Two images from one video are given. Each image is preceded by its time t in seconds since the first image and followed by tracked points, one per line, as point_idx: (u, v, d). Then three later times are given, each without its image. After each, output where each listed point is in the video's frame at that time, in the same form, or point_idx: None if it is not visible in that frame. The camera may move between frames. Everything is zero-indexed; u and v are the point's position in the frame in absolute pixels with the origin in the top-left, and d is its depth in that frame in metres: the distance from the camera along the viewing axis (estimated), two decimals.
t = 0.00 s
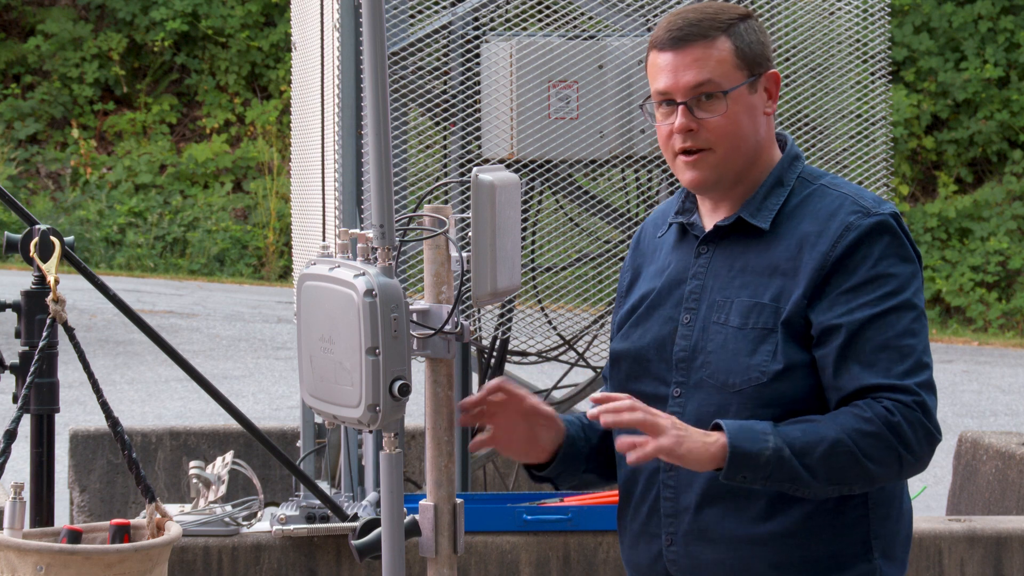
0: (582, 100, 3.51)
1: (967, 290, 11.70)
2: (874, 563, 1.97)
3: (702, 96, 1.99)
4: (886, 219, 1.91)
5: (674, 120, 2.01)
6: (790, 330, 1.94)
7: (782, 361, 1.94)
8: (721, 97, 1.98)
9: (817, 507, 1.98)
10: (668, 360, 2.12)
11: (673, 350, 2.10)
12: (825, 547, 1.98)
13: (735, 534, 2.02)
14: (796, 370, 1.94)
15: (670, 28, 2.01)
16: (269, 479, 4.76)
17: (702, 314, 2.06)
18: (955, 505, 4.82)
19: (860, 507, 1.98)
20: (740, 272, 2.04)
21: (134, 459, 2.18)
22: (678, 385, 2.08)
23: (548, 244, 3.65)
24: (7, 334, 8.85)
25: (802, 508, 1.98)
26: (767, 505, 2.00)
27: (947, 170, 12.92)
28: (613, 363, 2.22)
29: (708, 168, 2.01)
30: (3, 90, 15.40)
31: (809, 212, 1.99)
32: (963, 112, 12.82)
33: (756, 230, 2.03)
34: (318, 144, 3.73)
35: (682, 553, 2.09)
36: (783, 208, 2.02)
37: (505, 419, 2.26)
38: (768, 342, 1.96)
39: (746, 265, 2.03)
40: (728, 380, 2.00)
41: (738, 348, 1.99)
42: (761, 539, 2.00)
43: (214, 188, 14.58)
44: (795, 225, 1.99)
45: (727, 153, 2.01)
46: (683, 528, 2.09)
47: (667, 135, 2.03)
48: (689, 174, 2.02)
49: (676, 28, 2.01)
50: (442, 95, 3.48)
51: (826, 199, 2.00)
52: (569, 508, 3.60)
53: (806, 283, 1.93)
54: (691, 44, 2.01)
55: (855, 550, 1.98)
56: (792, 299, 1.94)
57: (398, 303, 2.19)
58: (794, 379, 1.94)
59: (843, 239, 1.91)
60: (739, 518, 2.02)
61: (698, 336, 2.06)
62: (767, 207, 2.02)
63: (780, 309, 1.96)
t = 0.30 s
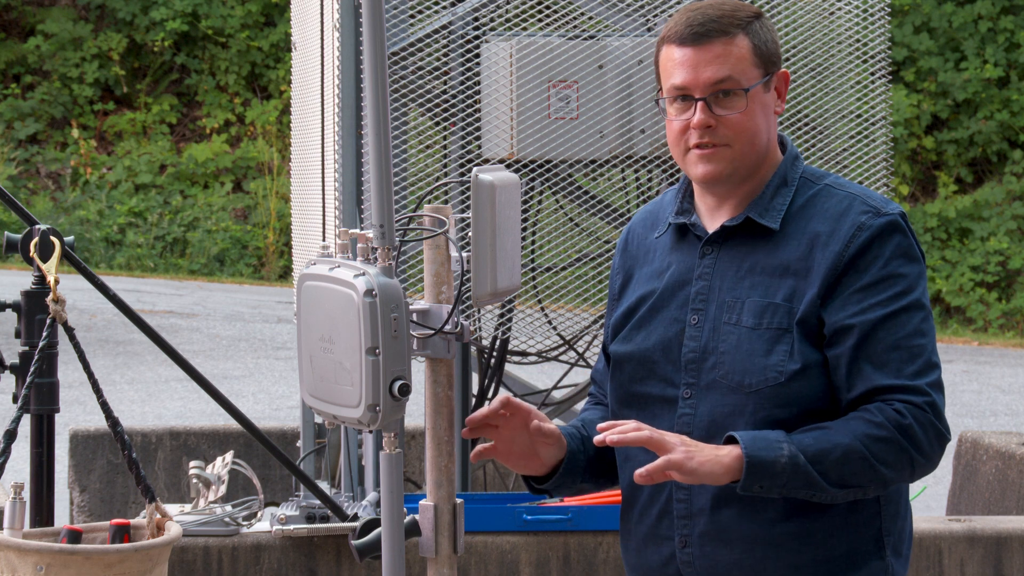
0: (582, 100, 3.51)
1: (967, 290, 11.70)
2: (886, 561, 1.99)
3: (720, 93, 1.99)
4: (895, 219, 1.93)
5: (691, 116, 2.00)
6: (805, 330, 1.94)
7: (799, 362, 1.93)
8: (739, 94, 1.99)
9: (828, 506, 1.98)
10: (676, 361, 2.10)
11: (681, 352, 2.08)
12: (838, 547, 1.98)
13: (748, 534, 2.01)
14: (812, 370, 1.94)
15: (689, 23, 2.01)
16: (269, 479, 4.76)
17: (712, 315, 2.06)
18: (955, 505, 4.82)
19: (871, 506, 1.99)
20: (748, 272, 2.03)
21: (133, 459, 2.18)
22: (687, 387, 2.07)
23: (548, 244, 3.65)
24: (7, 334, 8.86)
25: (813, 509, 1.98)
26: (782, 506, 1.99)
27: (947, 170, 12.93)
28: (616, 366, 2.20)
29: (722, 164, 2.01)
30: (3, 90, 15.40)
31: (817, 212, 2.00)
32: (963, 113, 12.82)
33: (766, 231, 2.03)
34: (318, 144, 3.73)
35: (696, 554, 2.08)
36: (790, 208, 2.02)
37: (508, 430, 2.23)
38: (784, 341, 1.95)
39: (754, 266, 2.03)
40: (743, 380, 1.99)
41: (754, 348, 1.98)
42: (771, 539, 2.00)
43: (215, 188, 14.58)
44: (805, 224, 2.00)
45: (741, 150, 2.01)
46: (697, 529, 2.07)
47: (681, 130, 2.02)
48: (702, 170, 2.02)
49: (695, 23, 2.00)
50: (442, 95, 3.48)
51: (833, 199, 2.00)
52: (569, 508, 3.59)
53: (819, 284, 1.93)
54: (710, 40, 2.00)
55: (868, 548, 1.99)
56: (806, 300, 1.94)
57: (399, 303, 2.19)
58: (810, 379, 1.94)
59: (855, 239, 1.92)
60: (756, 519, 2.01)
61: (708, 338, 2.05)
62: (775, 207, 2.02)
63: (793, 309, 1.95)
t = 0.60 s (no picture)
0: (582, 100, 3.51)
1: (967, 290, 11.70)
2: (887, 560, 1.99)
3: (722, 92, 2.00)
4: (896, 219, 1.93)
5: (692, 115, 2.00)
6: (808, 330, 1.94)
7: (802, 362, 1.93)
8: (740, 94, 1.99)
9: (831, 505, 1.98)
10: (678, 362, 2.10)
11: (683, 352, 2.08)
12: (840, 547, 1.98)
13: (751, 534, 2.01)
14: (815, 370, 1.94)
15: (690, 22, 2.01)
16: (269, 479, 4.76)
17: (714, 315, 2.06)
18: (955, 505, 4.82)
19: (873, 507, 1.99)
20: (750, 272, 2.03)
21: (133, 459, 2.18)
22: (690, 387, 2.07)
23: (548, 244, 3.65)
24: (7, 334, 8.86)
25: (815, 509, 1.98)
26: (784, 506, 1.99)
27: (947, 170, 12.93)
28: (616, 367, 2.20)
29: (723, 164, 2.01)
30: (3, 90, 15.40)
31: (818, 212, 2.00)
32: (963, 112, 12.82)
33: (767, 231, 2.03)
34: (318, 143, 3.73)
35: (698, 554, 2.07)
36: (790, 208, 2.02)
37: (513, 432, 2.23)
38: (787, 341, 1.95)
39: (756, 266, 2.03)
40: (746, 381, 1.99)
41: (756, 348, 1.98)
42: (774, 539, 2.00)
43: (215, 188, 14.58)
44: (806, 224, 2.00)
45: (742, 150, 2.01)
46: (700, 529, 2.07)
47: (682, 129, 2.02)
48: (702, 170, 2.02)
49: (697, 22, 2.00)
50: (442, 95, 3.48)
51: (833, 199, 2.00)
52: (569, 508, 3.59)
53: (821, 284, 1.93)
54: (711, 39, 2.00)
55: (870, 547, 1.99)
56: (808, 300, 1.94)
57: (399, 303, 2.19)
58: (814, 379, 1.94)
59: (857, 239, 1.92)
60: (758, 519, 2.01)
61: (710, 338, 2.05)
62: (775, 207, 2.02)
63: (796, 309, 1.95)
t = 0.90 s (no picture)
0: (582, 100, 3.51)
1: (967, 290, 11.70)
2: (883, 562, 1.99)
3: (699, 98, 1.98)
4: (896, 220, 1.93)
5: (670, 122, 2.00)
6: (805, 331, 1.94)
7: (798, 362, 1.93)
8: (718, 99, 1.97)
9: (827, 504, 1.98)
10: (677, 361, 2.10)
11: (682, 351, 2.08)
12: (837, 547, 1.98)
13: (746, 534, 2.01)
14: (812, 371, 1.94)
15: (671, 28, 2.01)
16: (269, 479, 4.76)
17: (713, 315, 2.05)
18: (955, 505, 4.82)
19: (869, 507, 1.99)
20: (750, 272, 2.03)
21: (134, 459, 2.18)
22: (687, 387, 2.07)
23: (548, 244, 3.65)
24: (7, 334, 8.86)
25: (810, 510, 1.98)
26: (779, 506, 1.99)
27: (947, 170, 12.93)
28: (617, 366, 2.20)
29: (703, 169, 1.99)
30: (3, 90, 15.40)
31: (818, 213, 2.00)
32: (963, 112, 12.82)
33: (766, 231, 2.03)
34: (318, 143, 3.73)
35: (693, 553, 2.07)
36: (791, 209, 2.02)
37: (513, 432, 2.21)
38: (784, 342, 1.95)
39: (756, 266, 2.03)
40: (743, 381, 1.99)
41: (753, 348, 1.98)
42: (769, 538, 2.00)
43: (214, 188, 14.58)
44: (806, 225, 1.99)
45: (722, 155, 1.99)
46: (695, 528, 2.07)
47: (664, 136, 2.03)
48: (683, 176, 2.01)
49: (676, 28, 2.00)
50: (442, 95, 3.48)
51: (834, 201, 2.00)
52: (569, 508, 3.60)
53: (820, 285, 1.93)
54: (691, 45, 1.99)
55: (866, 549, 1.99)
56: (806, 300, 1.94)
57: (398, 302, 2.18)
58: (810, 380, 1.94)
59: (855, 240, 1.92)
60: (753, 519, 2.01)
61: (709, 338, 2.05)
62: (776, 207, 2.02)
63: (794, 310, 1.95)
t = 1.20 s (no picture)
0: (582, 100, 3.51)
1: (967, 290, 11.70)
2: (863, 566, 1.97)
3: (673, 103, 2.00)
4: (885, 226, 1.90)
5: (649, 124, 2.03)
6: (780, 331, 1.94)
7: (771, 363, 1.94)
8: (690, 104, 1.98)
9: (813, 502, 1.98)
10: (668, 357, 2.10)
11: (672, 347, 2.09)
12: (821, 547, 1.98)
13: (729, 532, 2.01)
14: (784, 372, 1.94)
15: (654, 33, 2.03)
16: (270, 479, 4.76)
17: (701, 313, 2.05)
18: (955, 505, 4.82)
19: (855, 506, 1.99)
20: (740, 272, 2.03)
21: (133, 459, 2.18)
22: (675, 382, 2.06)
23: (548, 244, 3.65)
24: (7, 334, 8.85)
25: (795, 509, 1.98)
26: (761, 505, 1.99)
27: (947, 170, 12.93)
28: (616, 360, 2.21)
29: (678, 173, 2.02)
30: (3, 90, 15.40)
31: (811, 215, 1.99)
32: (963, 112, 12.82)
33: (756, 230, 2.03)
34: (318, 143, 3.73)
35: (675, 550, 2.08)
36: (784, 211, 2.02)
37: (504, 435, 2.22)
38: (761, 342, 1.96)
39: (747, 265, 2.03)
40: (720, 378, 1.99)
41: (732, 347, 1.99)
42: (753, 537, 2.00)
43: (215, 188, 14.58)
44: (796, 228, 1.99)
45: (696, 159, 2.00)
46: (676, 524, 2.08)
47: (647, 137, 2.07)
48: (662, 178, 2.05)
49: (657, 33, 2.02)
50: (442, 95, 3.48)
51: (827, 203, 1.99)
52: (569, 508, 3.60)
53: (801, 284, 1.93)
54: (671, 49, 2.01)
55: (847, 552, 1.97)
56: (785, 300, 1.94)
57: (398, 303, 2.19)
58: (781, 380, 1.94)
59: (837, 242, 1.91)
60: (736, 517, 2.01)
61: (696, 335, 2.05)
62: (769, 208, 2.02)
63: (774, 309, 1.95)
